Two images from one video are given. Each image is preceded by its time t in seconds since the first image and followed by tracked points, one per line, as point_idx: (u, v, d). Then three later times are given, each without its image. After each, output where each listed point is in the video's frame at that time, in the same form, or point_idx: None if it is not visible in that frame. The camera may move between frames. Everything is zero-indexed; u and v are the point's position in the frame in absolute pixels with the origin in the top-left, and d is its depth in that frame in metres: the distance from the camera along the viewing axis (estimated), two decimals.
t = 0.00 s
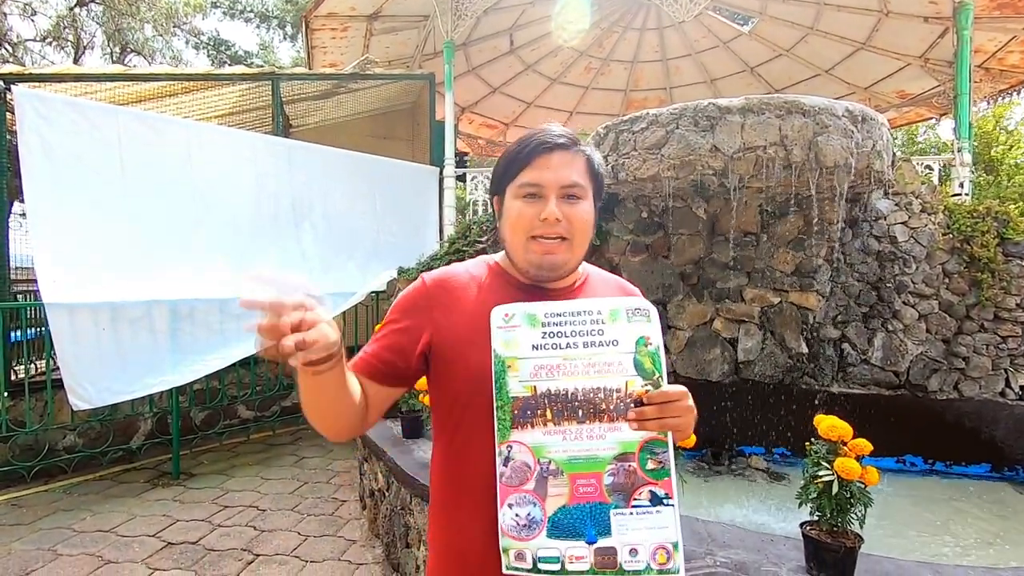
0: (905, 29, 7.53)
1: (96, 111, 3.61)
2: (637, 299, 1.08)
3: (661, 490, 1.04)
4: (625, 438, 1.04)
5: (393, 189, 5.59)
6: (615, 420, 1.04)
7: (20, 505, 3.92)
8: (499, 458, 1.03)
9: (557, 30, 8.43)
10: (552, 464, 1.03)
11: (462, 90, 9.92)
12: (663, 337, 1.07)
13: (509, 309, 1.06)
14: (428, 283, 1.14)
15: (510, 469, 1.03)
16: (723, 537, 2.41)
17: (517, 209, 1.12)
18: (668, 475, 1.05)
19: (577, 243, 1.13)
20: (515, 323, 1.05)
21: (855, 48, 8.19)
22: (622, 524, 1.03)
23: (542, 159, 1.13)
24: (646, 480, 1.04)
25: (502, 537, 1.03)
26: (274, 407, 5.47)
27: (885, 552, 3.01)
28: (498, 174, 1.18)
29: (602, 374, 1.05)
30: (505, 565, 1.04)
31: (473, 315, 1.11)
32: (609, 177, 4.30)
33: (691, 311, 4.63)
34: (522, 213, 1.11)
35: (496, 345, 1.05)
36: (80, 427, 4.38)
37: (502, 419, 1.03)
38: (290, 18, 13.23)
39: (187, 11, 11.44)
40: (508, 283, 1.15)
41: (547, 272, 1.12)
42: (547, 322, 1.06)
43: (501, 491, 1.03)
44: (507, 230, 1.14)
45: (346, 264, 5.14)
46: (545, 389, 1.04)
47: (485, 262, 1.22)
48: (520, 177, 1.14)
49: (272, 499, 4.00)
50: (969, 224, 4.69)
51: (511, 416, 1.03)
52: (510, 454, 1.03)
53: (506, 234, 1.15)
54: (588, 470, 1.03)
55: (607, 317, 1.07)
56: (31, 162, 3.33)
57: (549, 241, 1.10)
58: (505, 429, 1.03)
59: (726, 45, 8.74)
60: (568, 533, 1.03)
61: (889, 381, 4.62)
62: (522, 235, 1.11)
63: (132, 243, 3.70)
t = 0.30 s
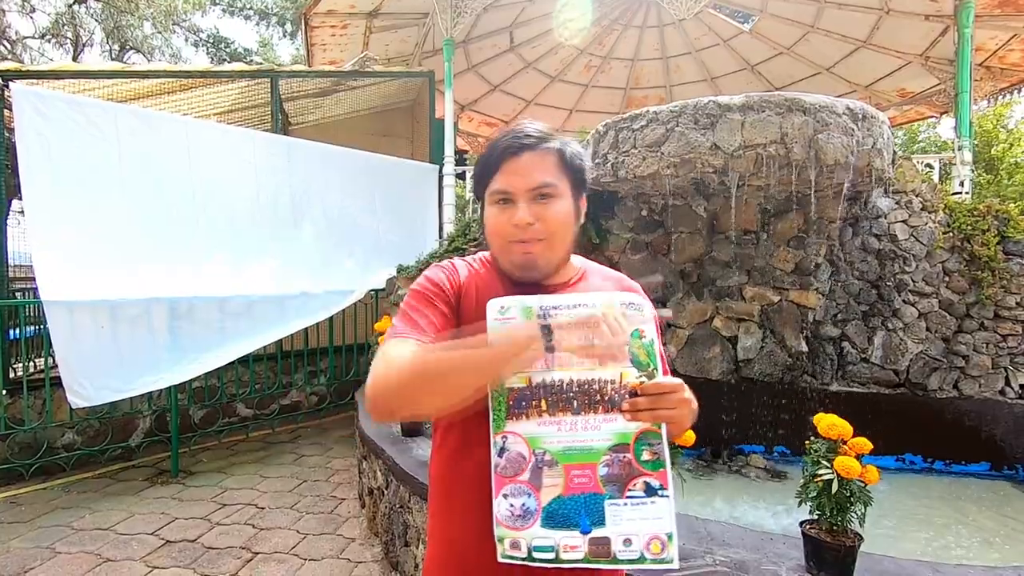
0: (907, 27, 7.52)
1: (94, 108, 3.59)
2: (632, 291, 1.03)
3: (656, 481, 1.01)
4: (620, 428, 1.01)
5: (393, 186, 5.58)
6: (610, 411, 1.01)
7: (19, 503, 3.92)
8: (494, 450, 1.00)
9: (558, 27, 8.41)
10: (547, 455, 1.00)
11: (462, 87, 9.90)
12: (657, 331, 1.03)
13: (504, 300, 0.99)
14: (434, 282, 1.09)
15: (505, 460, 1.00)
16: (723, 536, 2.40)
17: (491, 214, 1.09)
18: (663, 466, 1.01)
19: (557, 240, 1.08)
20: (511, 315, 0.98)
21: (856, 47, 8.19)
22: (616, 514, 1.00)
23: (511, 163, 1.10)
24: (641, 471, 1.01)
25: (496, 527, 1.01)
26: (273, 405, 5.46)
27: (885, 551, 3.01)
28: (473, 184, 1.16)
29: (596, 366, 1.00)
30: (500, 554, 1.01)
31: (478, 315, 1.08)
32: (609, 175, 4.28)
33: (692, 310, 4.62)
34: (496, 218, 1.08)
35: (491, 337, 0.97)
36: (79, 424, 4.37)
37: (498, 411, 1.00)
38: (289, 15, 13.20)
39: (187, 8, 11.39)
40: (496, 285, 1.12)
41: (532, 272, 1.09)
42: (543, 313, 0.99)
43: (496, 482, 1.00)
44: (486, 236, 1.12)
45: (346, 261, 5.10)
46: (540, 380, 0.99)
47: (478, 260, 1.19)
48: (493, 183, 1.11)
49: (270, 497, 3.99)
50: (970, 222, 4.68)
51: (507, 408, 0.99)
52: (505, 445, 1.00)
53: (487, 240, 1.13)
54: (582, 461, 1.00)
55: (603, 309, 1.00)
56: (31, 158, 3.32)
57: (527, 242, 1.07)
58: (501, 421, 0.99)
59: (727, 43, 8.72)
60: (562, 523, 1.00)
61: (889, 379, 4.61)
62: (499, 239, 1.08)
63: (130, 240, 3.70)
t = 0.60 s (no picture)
0: (905, 26, 7.52)
1: (90, 106, 3.57)
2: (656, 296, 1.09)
3: (682, 479, 1.07)
4: (649, 430, 1.05)
5: (391, 185, 5.58)
6: (639, 413, 1.05)
7: (15, 503, 3.90)
8: (529, 454, 1.01)
9: (557, 25, 8.39)
10: (582, 457, 1.02)
11: (460, 86, 9.88)
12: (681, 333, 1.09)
13: (536, 302, 1.04)
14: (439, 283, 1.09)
15: (541, 464, 1.01)
16: (721, 535, 2.40)
17: (538, 198, 1.08)
18: (688, 464, 1.07)
19: (600, 233, 1.10)
20: (543, 317, 1.03)
21: (854, 45, 8.19)
22: (648, 513, 1.05)
23: (562, 151, 1.11)
24: (669, 470, 1.06)
25: (533, 534, 1.00)
26: (270, 404, 5.45)
27: (882, 549, 3.02)
28: (516, 169, 1.15)
29: (629, 367, 1.05)
30: (534, 561, 1.01)
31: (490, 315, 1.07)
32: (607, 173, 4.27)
33: (690, 308, 4.60)
34: (544, 202, 1.08)
35: (525, 337, 1.02)
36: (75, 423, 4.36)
37: (532, 413, 1.01)
38: (287, 14, 13.18)
39: (184, 6, 11.35)
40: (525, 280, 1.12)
41: (571, 261, 1.09)
42: (574, 316, 1.04)
43: (533, 487, 1.01)
44: (527, 221, 1.11)
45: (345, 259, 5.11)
46: (574, 382, 1.02)
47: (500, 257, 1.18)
48: (541, 168, 1.10)
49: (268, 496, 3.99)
50: (967, 222, 4.70)
51: (542, 409, 1.01)
52: (541, 449, 1.01)
53: (525, 226, 1.12)
54: (615, 462, 1.03)
55: (631, 313, 1.07)
56: (25, 156, 3.30)
57: (573, 230, 1.07)
58: (536, 423, 1.00)
59: (725, 42, 8.72)
60: (598, 525, 1.02)
61: (887, 378, 4.62)
62: (544, 224, 1.08)
63: (127, 238, 3.68)
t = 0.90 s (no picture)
0: (901, 25, 7.54)
1: (85, 106, 3.55)
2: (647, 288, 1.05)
3: (679, 475, 1.01)
4: (641, 424, 1.02)
5: (388, 185, 5.58)
6: (630, 407, 1.02)
7: (11, 505, 3.89)
8: (517, 450, 1.01)
9: (554, 25, 8.38)
10: (570, 452, 1.00)
11: (457, 86, 9.87)
12: (674, 325, 1.05)
13: (521, 301, 1.04)
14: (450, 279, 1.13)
15: (528, 459, 1.00)
16: (718, 534, 2.41)
17: (525, 207, 1.08)
18: (685, 460, 1.02)
19: (589, 239, 1.08)
20: (529, 316, 1.03)
21: (851, 44, 8.21)
22: (642, 509, 1.01)
23: (550, 156, 1.11)
24: (664, 466, 1.01)
25: (521, 528, 1.00)
26: (268, 404, 5.44)
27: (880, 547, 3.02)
28: (506, 177, 1.15)
29: (615, 362, 1.02)
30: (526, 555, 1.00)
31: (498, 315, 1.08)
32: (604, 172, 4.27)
33: (686, 307, 4.59)
34: (530, 210, 1.07)
35: (510, 336, 1.02)
36: (72, 425, 4.34)
37: (519, 412, 1.01)
38: (284, 13, 13.15)
39: (180, 6, 11.31)
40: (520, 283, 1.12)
41: (560, 268, 1.08)
42: (559, 313, 1.03)
43: (519, 482, 1.00)
44: (516, 228, 1.11)
45: (341, 259, 5.10)
46: (558, 379, 1.01)
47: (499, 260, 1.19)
48: (529, 175, 1.10)
49: (265, 497, 3.98)
50: (963, 220, 4.71)
51: (528, 407, 1.01)
52: (528, 445, 1.00)
53: (515, 234, 1.12)
54: (605, 457, 1.01)
55: (618, 307, 1.04)
56: (20, 157, 3.27)
57: (560, 238, 1.06)
58: (522, 420, 1.00)
59: (723, 41, 8.72)
60: (588, 521, 1.00)
61: (883, 376, 4.63)
62: (531, 232, 1.07)
63: (122, 238, 3.67)
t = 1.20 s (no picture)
0: (898, 22, 7.55)
1: (82, 109, 3.56)
2: (695, 290, 1.08)
3: (750, 470, 1.04)
4: (706, 426, 1.04)
5: (386, 185, 5.57)
6: (693, 411, 1.04)
7: (9, 508, 3.88)
8: (590, 471, 1.00)
9: (551, 24, 8.38)
10: (642, 464, 1.01)
11: (454, 86, 9.87)
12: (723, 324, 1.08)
13: (571, 321, 1.03)
14: (469, 291, 1.11)
15: (605, 477, 1.00)
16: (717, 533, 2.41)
17: (554, 211, 1.09)
18: (754, 454, 1.05)
19: (617, 242, 1.10)
20: (581, 334, 1.02)
21: (847, 42, 8.21)
22: (720, 509, 1.02)
23: (577, 161, 1.10)
24: (734, 463, 1.04)
25: (608, 544, 0.99)
26: (267, 406, 5.42)
27: (879, 544, 3.03)
28: (530, 180, 1.15)
29: (675, 369, 1.04)
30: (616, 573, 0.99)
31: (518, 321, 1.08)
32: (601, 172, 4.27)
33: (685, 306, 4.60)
34: (560, 216, 1.08)
35: (566, 358, 1.02)
36: (70, 428, 4.34)
37: (588, 431, 1.01)
38: (281, 14, 13.16)
39: (177, 8, 11.30)
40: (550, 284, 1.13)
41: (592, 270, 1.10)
42: (612, 328, 1.03)
43: (598, 500, 1.00)
44: (545, 232, 1.11)
45: (339, 260, 5.10)
46: (623, 393, 1.02)
47: (520, 262, 1.19)
48: (556, 181, 1.10)
49: (264, 499, 3.97)
50: (960, 217, 4.68)
51: (596, 425, 1.01)
52: (602, 463, 1.00)
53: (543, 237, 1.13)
54: (677, 463, 1.02)
55: (670, 314, 1.06)
56: (16, 160, 3.27)
57: (590, 241, 1.07)
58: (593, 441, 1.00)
59: (719, 39, 8.73)
60: (671, 527, 1.01)
61: (882, 373, 4.65)
62: (562, 236, 1.08)
63: (119, 241, 3.67)
